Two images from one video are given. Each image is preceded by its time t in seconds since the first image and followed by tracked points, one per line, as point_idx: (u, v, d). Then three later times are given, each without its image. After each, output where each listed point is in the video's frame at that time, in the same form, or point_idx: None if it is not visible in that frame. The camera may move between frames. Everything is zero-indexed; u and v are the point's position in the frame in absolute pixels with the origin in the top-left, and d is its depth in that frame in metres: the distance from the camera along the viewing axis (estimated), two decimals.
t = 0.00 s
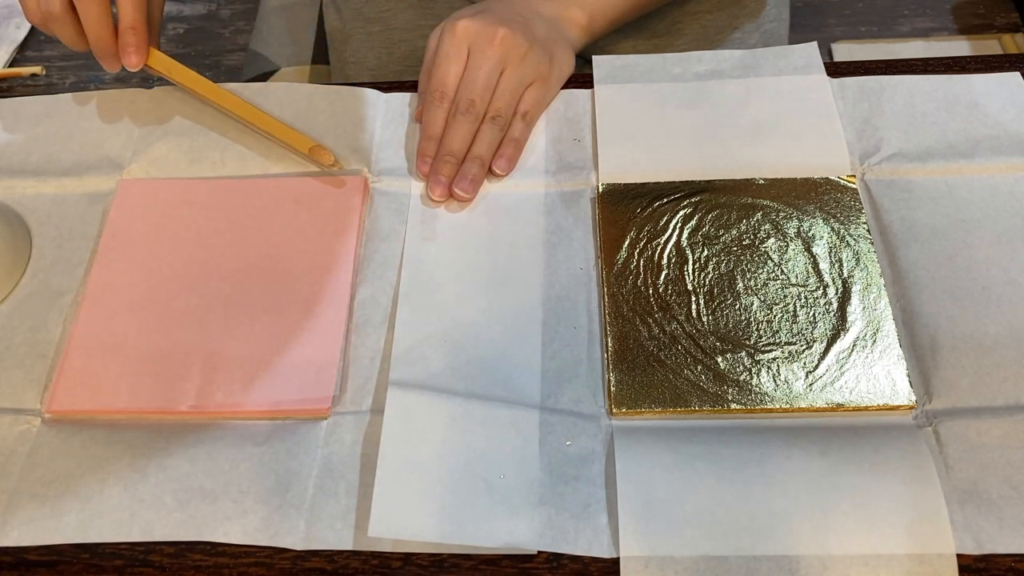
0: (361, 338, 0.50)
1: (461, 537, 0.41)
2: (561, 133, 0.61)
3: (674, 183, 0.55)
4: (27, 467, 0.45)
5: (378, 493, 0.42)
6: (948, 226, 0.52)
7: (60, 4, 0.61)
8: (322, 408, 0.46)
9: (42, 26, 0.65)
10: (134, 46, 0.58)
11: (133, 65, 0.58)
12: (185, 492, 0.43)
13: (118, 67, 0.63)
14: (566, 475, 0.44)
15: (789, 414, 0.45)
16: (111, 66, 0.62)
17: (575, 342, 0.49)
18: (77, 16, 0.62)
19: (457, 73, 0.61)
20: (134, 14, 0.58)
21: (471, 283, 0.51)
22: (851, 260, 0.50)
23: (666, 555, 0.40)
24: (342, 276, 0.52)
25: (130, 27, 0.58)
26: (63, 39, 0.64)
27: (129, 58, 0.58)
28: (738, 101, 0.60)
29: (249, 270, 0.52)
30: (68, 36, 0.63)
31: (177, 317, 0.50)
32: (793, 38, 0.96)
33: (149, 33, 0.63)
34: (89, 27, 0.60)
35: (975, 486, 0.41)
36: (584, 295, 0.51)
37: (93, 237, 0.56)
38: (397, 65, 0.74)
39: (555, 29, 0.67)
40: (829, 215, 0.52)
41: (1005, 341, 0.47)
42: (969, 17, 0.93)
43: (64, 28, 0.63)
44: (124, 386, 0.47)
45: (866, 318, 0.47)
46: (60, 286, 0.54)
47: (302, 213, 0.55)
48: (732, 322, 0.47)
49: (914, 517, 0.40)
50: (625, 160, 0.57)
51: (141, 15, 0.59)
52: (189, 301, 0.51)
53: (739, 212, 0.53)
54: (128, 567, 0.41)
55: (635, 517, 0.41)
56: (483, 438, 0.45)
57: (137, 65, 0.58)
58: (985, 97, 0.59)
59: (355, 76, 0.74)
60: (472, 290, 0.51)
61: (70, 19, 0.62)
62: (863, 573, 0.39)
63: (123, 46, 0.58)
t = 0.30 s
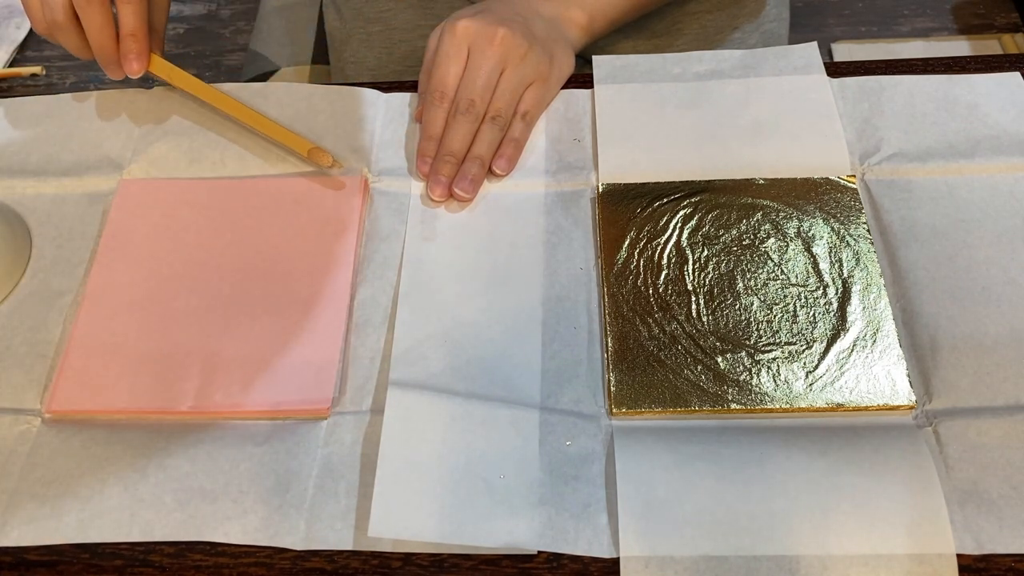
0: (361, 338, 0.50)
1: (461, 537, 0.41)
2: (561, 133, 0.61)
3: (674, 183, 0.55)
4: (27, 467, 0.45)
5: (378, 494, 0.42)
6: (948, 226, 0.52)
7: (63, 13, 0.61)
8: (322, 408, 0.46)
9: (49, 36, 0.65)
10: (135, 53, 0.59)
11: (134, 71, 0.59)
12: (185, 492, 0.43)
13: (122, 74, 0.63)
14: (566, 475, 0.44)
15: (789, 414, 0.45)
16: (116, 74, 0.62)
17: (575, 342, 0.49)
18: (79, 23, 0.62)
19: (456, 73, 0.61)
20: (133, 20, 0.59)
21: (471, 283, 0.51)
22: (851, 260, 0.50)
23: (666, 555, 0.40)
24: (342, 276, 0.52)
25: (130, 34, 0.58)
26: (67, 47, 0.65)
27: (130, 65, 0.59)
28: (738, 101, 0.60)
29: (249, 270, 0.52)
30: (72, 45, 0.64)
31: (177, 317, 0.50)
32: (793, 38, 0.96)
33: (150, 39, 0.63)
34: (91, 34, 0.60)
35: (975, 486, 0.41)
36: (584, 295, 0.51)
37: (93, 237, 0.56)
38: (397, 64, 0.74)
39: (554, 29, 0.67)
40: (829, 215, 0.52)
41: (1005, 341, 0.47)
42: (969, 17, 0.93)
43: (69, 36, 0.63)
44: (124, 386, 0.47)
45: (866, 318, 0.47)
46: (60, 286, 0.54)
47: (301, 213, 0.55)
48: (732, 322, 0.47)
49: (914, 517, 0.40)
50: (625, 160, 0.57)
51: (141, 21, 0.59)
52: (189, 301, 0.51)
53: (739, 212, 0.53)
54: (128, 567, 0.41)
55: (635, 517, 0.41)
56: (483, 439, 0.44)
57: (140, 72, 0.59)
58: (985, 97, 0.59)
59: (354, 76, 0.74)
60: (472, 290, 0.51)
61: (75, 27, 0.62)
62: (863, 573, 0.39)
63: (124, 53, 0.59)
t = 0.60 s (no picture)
0: (361, 338, 0.50)
1: (461, 537, 0.41)
2: (561, 133, 0.61)
3: (674, 183, 0.55)
4: (27, 467, 0.45)
5: (377, 494, 0.42)
6: (948, 226, 0.52)
7: (64, 17, 0.61)
8: (322, 408, 0.46)
9: (50, 40, 0.65)
10: (133, 56, 0.59)
11: (132, 74, 0.59)
12: (185, 492, 0.43)
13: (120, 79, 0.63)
14: (566, 475, 0.44)
15: (789, 415, 0.45)
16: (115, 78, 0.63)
17: (575, 342, 0.49)
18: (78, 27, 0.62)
19: (456, 73, 0.61)
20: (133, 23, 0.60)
21: (471, 283, 0.51)
22: (851, 260, 0.50)
23: (666, 555, 0.40)
24: (342, 276, 0.52)
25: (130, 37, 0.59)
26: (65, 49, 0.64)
27: (128, 67, 0.59)
28: (738, 101, 0.60)
29: (249, 270, 0.52)
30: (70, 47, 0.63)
31: (177, 317, 0.50)
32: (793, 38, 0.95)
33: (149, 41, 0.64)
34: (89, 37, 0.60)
35: (975, 486, 0.41)
36: (585, 295, 0.51)
37: (93, 236, 0.56)
38: (397, 64, 0.74)
39: (554, 28, 0.67)
40: (829, 215, 0.52)
41: (1005, 341, 0.47)
42: (969, 17, 0.93)
43: (69, 39, 0.63)
44: (124, 386, 0.47)
45: (866, 318, 0.47)
46: (60, 286, 0.54)
47: (301, 213, 0.55)
48: (732, 322, 0.47)
49: (914, 518, 0.40)
50: (625, 160, 0.57)
51: (139, 22, 0.60)
52: (189, 301, 0.51)
53: (739, 212, 0.53)
54: (128, 567, 0.41)
55: (635, 517, 0.41)
56: (483, 439, 0.44)
57: (137, 74, 0.59)
58: (986, 97, 0.59)
59: (354, 76, 0.74)
60: (472, 291, 0.51)
61: (75, 30, 0.62)
62: (863, 573, 0.39)
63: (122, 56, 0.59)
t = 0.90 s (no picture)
0: (361, 338, 0.50)
1: (461, 537, 0.41)
2: (561, 133, 0.61)
3: (674, 183, 0.55)
4: (27, 467, 0.45)
5: (377, 494, 0.42)
6: (948, 226, 0.52)
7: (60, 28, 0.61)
8: (322, 408, 0.46)
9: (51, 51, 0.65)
10: (127, 66, 0.60)
11: (128, 85, 0.60)
12: (185, 492, 0.43)
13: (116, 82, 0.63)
14: (566, 475, 0.44)
15: (789, 414, 0.45)
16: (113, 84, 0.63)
17: (575, 342, 0.49)
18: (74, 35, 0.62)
19: (456, 73, 0.61)
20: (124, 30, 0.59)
21: (471, 283, 0.51)
22: (851, 261, 0.50)
23: (666, 555, 0.40)
24: (342, 276, 0.52)
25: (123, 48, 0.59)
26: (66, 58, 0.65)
27: (123, 78, 0.60)
28: (738, 101, 0.60)
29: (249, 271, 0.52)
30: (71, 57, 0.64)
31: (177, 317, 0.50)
32: (793, 38, 0.95)
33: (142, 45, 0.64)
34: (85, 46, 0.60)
35: (975, 486, 0.41)
36: (585, 295, 0.51)
37: (93, 236, 0.56)
38: (397, 65, 0.74)
39: (554, 29, 0.67)
40: (829, 215, 0.52)
41: (1005, 341, 0.47)
42: (969, 17, 0.93)
43: (70, 50, 0.63)
44: (124, 386, 0.47)
45: (866, 318, 0.47)
46: (60, 286, 0.54)
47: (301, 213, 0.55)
48: (732, 322, 0.47)
49: (914, 517, 0.40)
50: (626, 160, 0.57)
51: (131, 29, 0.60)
52: (189, 302, 0.51)
53: (739, 212, 0.53)
54: (128, 567, 0.41)
55: (635, 517, 0.41)
56: (483, 439, 0.45)
57: (132, 85, 0.60)
58: (985, 97, 0.59)
59: (355, 76, 0.74)
60: (472, 291, 0.51)
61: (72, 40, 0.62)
62: (863, 573, 0.39)
63: (116, 66, 0.60)
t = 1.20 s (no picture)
0: (361, 338, 0.50)
1: (462, 537, 0.41)
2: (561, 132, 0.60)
3: (674, 183, 0.55)
4: (27, 467, 0.45)
5: (378, 494, 0.42)
6: (948, 226, 0.52)
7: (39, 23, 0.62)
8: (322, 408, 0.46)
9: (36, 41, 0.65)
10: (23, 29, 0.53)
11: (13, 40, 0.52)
12: (185, 492, 0.43)
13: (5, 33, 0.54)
14: (567, 475, 0.44)
15: (789, 414, 0.45)
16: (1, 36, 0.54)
17: (575, 341, 0.49)
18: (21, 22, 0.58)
19: (489, 35, 0.59)
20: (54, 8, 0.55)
21: (472, 283, 0.51)
22: (851, 261, 0.50)
23: (666, 555, 0.40)
24: (342, 277, 0.52)
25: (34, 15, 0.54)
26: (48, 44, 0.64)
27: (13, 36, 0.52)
28: (738, 101, 0.60)
29: (249, 272, 0.52)
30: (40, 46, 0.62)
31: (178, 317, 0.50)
32: (793, 39, 0.95)
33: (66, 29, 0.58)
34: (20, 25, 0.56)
35: (975, 486, 0.41)
36: (585, 295, 0.51)
37: (92, 236, 0.56)
38: (397, 65, 0.74)
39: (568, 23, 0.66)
40: (829, 215, 0.52)
41: (1005, 341, 0.47)
42: (969, 17, 0.92)
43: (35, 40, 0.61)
44: (125, 387, 0.47)
45: (866, 318, 0.47)
46: (60, 286, 0.54)
47: (301, 213, 0.55)
48: (732, 322, 0.47)
49: (914, 517, 0.40)
50: (626, 160, 0.57)
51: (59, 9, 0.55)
52: (190, 303, 0.51)
53: (739, 212, 0.53)
54: (128, 567, 0.41)
55: (635, 518, 0.41)
56: (483, 439, 0.45)
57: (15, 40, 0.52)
58: (986, 97, 0.59)
59: (355, 76, 0.74)
60: (472, 291, 0.51)
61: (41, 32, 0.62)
62: (863, 573, 0.39)
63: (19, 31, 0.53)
